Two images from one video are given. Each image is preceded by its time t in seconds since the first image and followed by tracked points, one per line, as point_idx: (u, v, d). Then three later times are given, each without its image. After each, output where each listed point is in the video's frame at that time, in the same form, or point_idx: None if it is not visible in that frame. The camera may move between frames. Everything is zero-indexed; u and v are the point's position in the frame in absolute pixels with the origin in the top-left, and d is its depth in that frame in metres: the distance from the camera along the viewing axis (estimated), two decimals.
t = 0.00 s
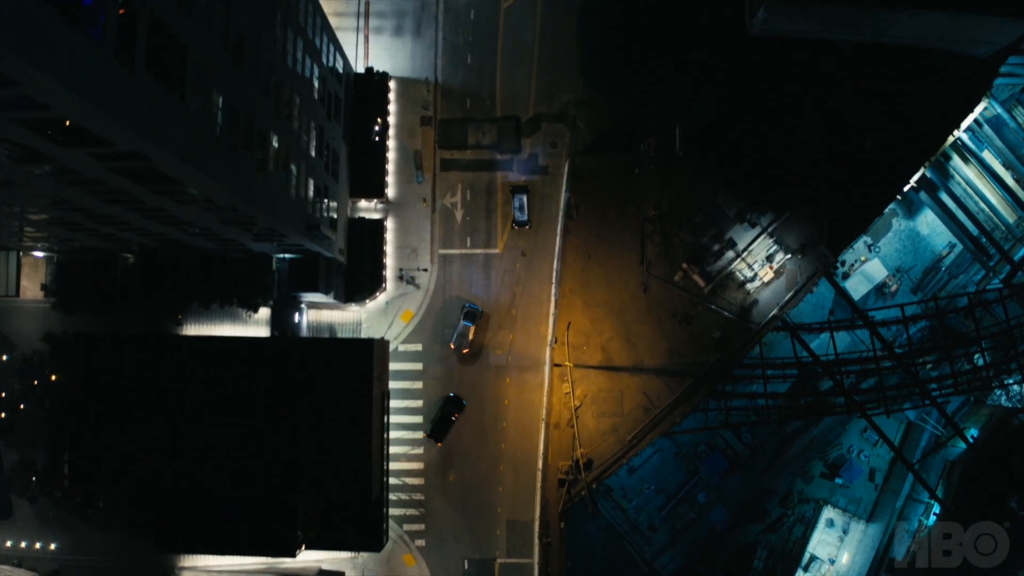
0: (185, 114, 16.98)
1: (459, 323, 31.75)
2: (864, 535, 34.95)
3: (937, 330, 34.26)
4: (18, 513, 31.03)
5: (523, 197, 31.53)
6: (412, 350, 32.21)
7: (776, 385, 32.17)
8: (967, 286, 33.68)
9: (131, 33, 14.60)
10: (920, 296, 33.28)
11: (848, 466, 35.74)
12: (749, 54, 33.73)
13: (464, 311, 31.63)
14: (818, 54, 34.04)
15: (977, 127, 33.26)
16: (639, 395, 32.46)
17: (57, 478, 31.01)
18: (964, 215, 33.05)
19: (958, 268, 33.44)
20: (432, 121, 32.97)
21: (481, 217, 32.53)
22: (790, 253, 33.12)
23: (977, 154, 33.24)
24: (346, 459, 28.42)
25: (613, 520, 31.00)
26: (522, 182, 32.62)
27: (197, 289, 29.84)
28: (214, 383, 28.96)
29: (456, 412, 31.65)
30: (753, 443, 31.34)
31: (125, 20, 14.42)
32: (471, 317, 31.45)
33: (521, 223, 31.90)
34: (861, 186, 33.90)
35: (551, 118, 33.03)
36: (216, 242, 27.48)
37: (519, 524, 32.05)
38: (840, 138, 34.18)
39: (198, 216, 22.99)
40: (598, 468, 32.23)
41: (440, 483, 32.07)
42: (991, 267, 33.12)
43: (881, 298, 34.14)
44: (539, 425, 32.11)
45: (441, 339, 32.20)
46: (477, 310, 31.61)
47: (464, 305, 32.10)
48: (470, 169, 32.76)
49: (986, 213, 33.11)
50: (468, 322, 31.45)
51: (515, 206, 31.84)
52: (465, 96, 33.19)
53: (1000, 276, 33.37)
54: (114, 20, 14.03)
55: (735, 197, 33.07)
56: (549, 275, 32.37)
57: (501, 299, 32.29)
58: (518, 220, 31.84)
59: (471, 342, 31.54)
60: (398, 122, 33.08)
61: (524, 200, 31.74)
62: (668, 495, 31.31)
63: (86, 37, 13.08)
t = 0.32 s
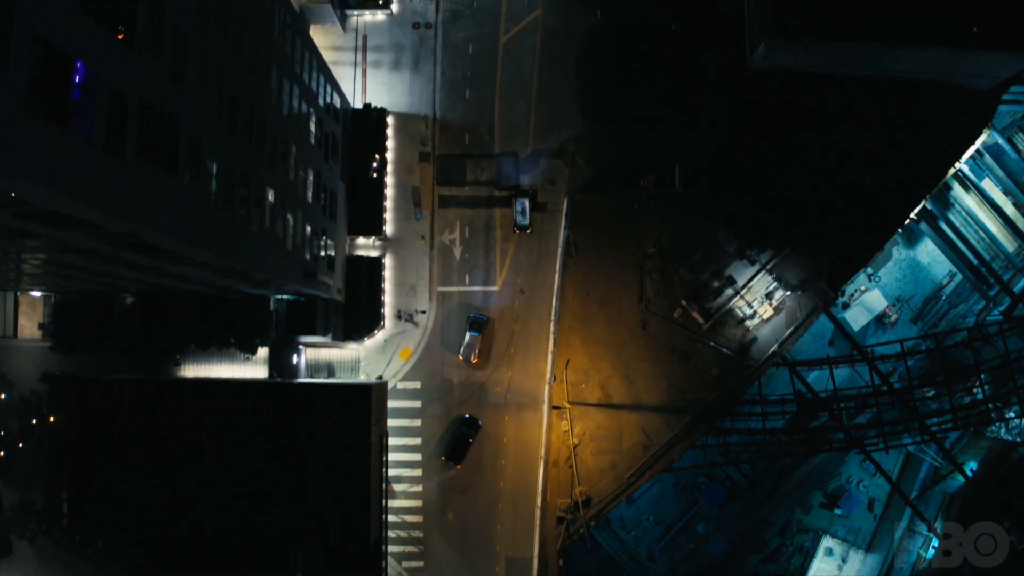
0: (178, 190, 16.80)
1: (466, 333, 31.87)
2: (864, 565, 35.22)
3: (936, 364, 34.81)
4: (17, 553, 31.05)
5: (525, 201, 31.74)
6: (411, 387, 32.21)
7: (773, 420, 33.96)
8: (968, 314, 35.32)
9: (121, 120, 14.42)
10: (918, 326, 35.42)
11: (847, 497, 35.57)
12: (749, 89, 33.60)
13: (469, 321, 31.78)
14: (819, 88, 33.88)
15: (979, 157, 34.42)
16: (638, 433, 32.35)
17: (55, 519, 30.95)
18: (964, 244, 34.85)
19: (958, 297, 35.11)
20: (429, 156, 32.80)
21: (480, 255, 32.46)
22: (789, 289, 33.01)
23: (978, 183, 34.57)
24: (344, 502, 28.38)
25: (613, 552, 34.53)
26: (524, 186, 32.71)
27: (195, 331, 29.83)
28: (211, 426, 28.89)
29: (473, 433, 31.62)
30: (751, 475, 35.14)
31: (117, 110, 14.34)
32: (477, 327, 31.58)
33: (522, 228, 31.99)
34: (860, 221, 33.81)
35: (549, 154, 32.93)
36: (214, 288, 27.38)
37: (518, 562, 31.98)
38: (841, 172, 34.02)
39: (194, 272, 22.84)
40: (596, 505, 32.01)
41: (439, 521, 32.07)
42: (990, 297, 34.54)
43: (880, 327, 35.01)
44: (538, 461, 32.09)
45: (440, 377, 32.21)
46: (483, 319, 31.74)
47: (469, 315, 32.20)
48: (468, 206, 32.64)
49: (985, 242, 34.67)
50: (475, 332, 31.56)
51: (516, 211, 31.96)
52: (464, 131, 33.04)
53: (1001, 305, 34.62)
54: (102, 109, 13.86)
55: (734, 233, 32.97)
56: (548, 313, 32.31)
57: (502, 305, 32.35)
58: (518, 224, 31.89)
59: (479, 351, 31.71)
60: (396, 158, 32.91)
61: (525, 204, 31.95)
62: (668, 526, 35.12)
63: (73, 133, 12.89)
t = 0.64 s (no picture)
0: (172, 272, 16.69)
1: (470, 343, 31.83)
2: None
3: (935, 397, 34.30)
4: None
5: (524, 204, 31.46)
6: (409, 427, 32.20)
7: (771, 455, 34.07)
8: (968, 345, 34.43)
9: (111, 216, 14.29)
10: (918, 357, 34.90)
11: (845, 527, 35.53)
12: (750, 123, 33.38)
13: (474, 328, 31.68)
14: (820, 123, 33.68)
15: (977, 188, 33.36)
16: (636, 470, 32.36)
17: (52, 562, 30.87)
18: (961, 274, 34.01)
19: (958, 326, 34.36)
20: (427, 194, 32.64)
21: (478, 293, 32.38)
22: (788, 327, 32.90)
23: (977, 214, 33.58)
24: (344, 548, 28.38)
25: None
26: (526, 189, 32.75)
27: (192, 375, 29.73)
28: (209, 472, 28.83)
29: (480, 454, 31.50)
30: (748, 507, 35.08)
31: (108, 207, 14.22)
32: (481, 335, 31.51)
33: (523, 231, 31.69)
34: (860, 258, 33.68)
35: (548, 191, 32.78)
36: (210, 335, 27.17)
37: None
38: (842, 207, 33.84)
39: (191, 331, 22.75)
40: (594, 544, 31.92)
41: (438, 559, 32.14)
42: (990, 329, 33.39)
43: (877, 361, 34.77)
44: (535, 499, 32.15)
45: (438, 416, 32.23)
46: (487, 326, 31.63)
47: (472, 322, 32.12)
48: (466, 244, 32.50)
49: (983, 273, 33.75)
50: (479, 340, 31.51)
51: (516, 213, 31.77)
52: (461, 168, 32.85)
53: (1001, 337, 33.55)
54: (93, 210, 13.76)
55: (733, 270, 32.86)
56: (546, 351, 32.28)
57: (506, 311, 32.33)
58: (519, 227, 31.62)
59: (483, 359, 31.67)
60: (394, 195, 32.74)
61: (526, 207, 31.72)
62: (665, 558, 35.41)
63: (61, 243, 12.78)
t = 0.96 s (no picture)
0: (161, 367, 16.48)
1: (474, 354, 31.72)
2: None
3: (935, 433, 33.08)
4: None
5: (525, 209, 31.34)
6: (406, 469, 32.17)
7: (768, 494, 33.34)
8: (968, 378, 34.18)
9: (98, 326, 14.12)
10: (918, 391, 34.55)
11: (844, 562, 33.76)
12: (750, 164, 33.19)
13: (477, 341, 31.61)
14: (820, 162, 33.46)
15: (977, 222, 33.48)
16: (633, 513, 32.28)
17: None
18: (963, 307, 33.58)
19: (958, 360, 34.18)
20: (424, 236, 32.50)
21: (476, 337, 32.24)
22: (786, 369, 32.77)
23: (977, 246, 33.51)
24: None
25: None
26: (528, 195, 32.70)
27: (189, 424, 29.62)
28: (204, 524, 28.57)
29: (483, 478, 31.39)
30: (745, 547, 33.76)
31: (96, 319, 14.04)
32: (484, 344, 31.49)
33: (522, 237, 31.54)
34: (859, 299, 33.52)
35: (545, 233, 32.56)
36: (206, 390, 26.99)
37: None
38: (842, 248, 33.64)
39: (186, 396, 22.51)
40: None
41: None
42: (989, 362, 32.79)
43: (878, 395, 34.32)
44: (532, 542, 32.09)
45: (435, 459, 32.16)
46: (490, 337, 31.63)
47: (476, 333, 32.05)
48: (464, 287, 32.37)
49: (983, 307, 33.51)
50: (484, 351, 31.41)
51: (517, 219, 31.56)
52: (459, 210, 32.63)
53: (1000, 373, 33.07)
54: (81, 324, 13.58)
55: (732, 312, 32.73)
56: (544, 394, 32.23)
57: (506, 322, 32.29)
58: (518, 233, 31.47)
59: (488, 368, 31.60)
60: (390, 237, 32.59)
61: (526, 213, 31.55)
62: None
63: (49, 368, 12.59)
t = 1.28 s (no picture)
0: (154, 471, 16.43)
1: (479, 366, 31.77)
2: None
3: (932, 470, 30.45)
4: None
5: (528, 217, 31.30)
6: (404, 515, 32.15)
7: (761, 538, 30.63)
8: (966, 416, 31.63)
9: (90, 449, 14.05)
10: (915, 429, 31.97)
11: None
12: (750, 208, 32.96)
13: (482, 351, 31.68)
14: (820, 205, 33.23)
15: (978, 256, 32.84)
16: (632, 558, 32.24)
17: None
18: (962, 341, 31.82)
19: (957, 397, 31.62)
20: (421, 282, 32.37)
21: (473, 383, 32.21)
22: (785, 415, 32.66)
23: (976, 279, 32.56)
24: None
25: None
26: (530, 202, 32.59)
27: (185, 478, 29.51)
28: None
29: (487, 500, 31.51)
30: None
31: (86, 442, 13.93)
32: (489, 355, 31.57)
33: (524, 245, 31.53)
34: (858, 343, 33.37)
35: (543, 278, 32.40)
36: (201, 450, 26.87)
37: None
38: (841, 292, 33.43)
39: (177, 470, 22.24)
40: None
41: None
42: (988, 401, 30.58)
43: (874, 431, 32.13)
44: None
45: (433, 505, 32.14)
46: (495, 347, 31.70)
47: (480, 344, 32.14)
48: (461, 333, 32.28)
49: (982, 341, 31.63)
50: (488, 361, 31.53)
51: (519, 226, 31.53)
52: (456, 255, 32.45)
53: (997, 413, 30.73)
54: (73, 451, 13.51)
55: (730, 358, 32.63)
56: (541, 440, 32.22)
57: (512, 331, 32.27)
58: (520, 240, 31.45)
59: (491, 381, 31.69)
60: (387, 282, 32.45)
61: (529, 220, 31.52)
62: None
63: (40, 505, 12.55)
